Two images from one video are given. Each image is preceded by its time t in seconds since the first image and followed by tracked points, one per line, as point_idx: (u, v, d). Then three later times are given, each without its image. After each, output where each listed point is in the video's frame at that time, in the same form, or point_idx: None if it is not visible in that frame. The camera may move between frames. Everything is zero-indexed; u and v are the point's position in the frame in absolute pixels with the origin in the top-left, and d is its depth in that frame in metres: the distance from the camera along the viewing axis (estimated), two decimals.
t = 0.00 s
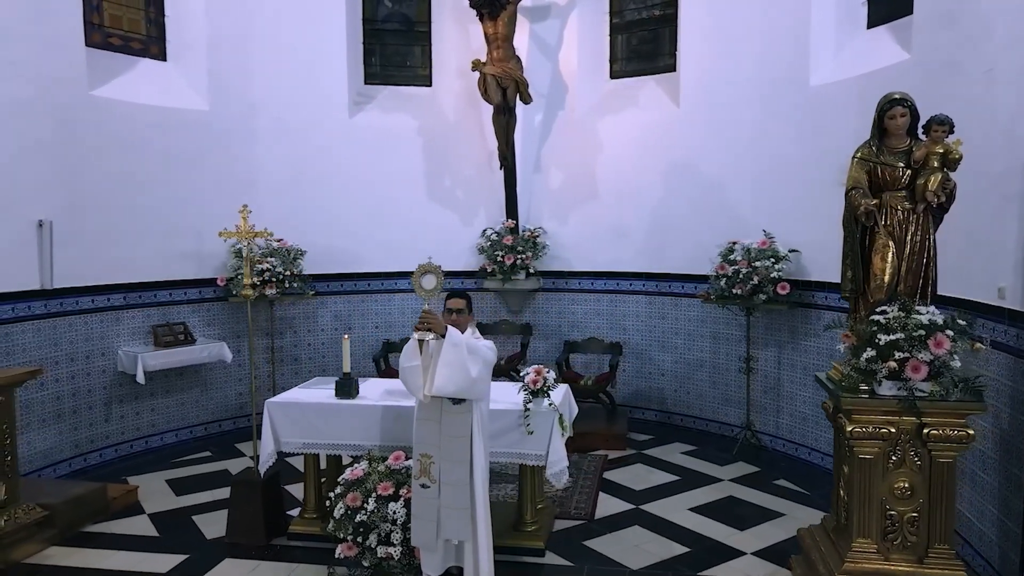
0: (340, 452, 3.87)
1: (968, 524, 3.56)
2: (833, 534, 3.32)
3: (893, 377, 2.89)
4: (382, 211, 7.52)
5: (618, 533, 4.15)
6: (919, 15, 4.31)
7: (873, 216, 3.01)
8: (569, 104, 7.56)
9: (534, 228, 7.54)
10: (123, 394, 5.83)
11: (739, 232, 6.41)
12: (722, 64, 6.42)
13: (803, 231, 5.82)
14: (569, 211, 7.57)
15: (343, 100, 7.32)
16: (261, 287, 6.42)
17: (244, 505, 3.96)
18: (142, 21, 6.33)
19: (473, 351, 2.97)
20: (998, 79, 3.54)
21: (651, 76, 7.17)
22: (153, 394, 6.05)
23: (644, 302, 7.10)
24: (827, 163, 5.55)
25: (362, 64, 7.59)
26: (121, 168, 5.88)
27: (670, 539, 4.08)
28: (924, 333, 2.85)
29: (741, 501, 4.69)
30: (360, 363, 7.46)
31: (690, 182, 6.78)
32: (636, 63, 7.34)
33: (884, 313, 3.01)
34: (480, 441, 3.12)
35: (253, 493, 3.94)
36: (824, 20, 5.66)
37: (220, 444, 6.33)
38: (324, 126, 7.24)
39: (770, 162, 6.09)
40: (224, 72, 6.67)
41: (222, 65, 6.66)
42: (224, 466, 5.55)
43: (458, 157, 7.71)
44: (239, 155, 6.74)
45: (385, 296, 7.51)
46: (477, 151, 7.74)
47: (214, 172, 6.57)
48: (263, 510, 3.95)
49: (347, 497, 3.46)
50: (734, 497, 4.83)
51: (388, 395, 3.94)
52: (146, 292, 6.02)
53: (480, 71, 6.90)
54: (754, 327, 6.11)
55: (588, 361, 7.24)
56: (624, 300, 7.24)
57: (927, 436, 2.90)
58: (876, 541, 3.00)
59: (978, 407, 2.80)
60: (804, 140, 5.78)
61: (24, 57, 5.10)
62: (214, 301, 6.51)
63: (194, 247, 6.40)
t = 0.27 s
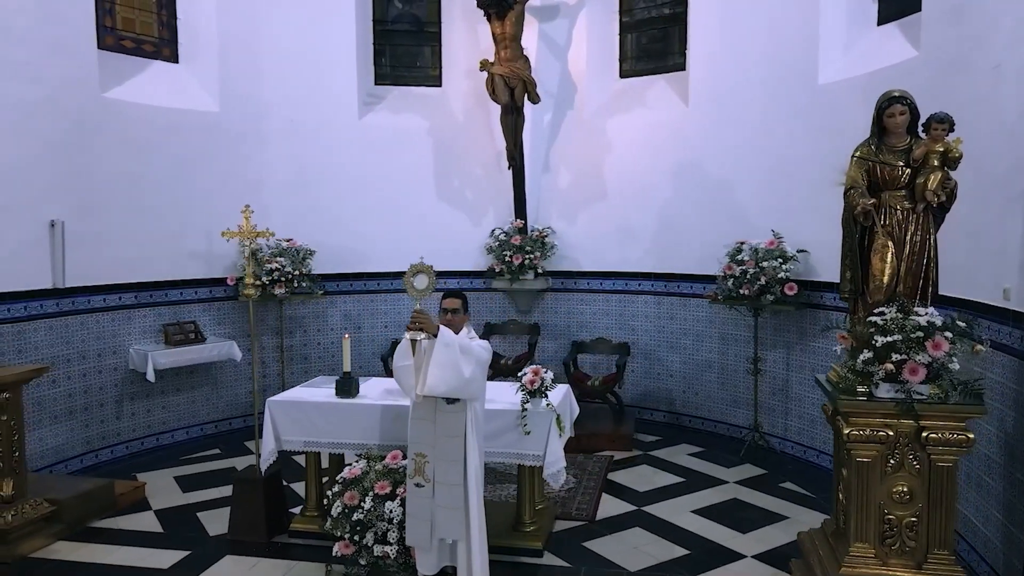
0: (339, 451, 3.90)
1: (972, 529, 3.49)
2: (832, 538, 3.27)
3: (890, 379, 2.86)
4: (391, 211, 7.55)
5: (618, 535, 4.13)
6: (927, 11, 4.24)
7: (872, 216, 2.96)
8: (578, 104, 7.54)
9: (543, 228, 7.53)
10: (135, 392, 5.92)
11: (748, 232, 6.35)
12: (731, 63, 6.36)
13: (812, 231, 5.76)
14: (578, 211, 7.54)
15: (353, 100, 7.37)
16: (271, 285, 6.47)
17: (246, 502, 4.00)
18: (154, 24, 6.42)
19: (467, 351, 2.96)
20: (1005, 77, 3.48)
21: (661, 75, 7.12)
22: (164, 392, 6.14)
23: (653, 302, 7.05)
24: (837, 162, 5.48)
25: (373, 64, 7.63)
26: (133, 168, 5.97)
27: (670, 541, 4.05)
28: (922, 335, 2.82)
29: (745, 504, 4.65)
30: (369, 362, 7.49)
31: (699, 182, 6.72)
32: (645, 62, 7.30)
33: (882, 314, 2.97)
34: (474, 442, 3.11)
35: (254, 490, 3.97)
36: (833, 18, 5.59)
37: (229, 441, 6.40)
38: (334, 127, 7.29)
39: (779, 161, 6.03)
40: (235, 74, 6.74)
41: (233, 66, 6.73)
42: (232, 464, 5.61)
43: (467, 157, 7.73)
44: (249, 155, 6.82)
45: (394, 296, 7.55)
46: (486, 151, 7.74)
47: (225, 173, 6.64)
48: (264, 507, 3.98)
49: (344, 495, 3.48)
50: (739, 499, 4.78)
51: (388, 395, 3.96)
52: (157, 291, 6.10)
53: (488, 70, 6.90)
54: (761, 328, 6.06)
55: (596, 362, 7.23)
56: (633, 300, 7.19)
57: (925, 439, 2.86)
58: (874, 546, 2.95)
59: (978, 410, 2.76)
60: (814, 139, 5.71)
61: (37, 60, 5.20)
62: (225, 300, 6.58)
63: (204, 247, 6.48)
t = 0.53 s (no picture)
0: (340, 450, 3.92)
1: (976, 533, 3.44)
2: (831, 542, 3.24)
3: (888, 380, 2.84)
4: (398, 211, 7.58)
5: (618, 536, 4.12)
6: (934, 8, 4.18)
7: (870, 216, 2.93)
8: (585, 103, 7.52)
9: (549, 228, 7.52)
10: (143, 390, 5.98)
11: (755, 231, 6.30)
12: (739, 62, 6.32)
13: (819, 231, 5.70)
14: (585, 211, 7.52)
15: (361, 101, 7.40)
16: (278, 285, 6.50)
17: (247, 501, 4.03)
18: (164, 26, 6.49)
19: (461, 352, 2.97)
20: (1012, 74, 3.42)
21: (668, 74, 7.08)
22: (172, 390, 6.20)
23: (659, 302, 7.01)
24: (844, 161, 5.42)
25: (380, 65, 7.66)
26: (142, 169, 6.04)
27: (670, 542, 4.03)
28: (920, 337, 2.79)
29: (747, 506, 4.61)
30: (376, 362, 7.52)
31: (706, 181, 6.68)
32: (653, 61, 7.26)
33: (880, 315, 2.95)
34: (470, 442, 3.12)
35: (255, 488, 4.00)
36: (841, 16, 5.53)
37: (237, 439, 6.45)
38: (342, 127, 7.33)
39: (787, 160, 5.98)
40: (244, 75, 6.80)
41: (242, 68, 6.79)
42: (237, 462, 5.66)
43: (474, 157, 7.73)
44: (258, 155, 6.87)
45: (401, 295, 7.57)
46: (494, 151, 7.74)
47: (233, 174, 6.70)
48: (265, 505, 4.01)
49: (343, 494, 3.50)
50: (742, 501, 4.75)
51: (388, 395, 3.97)
52: (166, 290, 6.17)
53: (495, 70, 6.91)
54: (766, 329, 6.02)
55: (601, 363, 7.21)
56: (640, 300, 7.16)
57: (924, 442, 2.83)
58: (872, 549, 2.91)
59: (977, 412, 2.72)
60: (821, 138, 5.65)
61: (47, 62, 5.28)
62: (233, 300, 6.63)
63: (213, 247, 6.54)
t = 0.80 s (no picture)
0: (339, 449, 3.94)
1: (981, 539, 3.38)
2: (830, 546, 3.20)
3: (885, 383, 2.80)
4: (407, 211, 7.60)
5: (617, 538, 4.10)
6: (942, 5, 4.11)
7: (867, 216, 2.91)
8: (594, 103, 7.50)
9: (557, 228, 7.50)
10: (153, 388, 6.06)
11: (763, 232, 6.24)
12: (747, 61, 6.26)
13: (827, 231, 5.64)
14: (593, 211, 7.50)
15: (370, 103, 7.44)
16: (286, 285, 6.54)
17: (249, 499, 4.06)
18: (175, 29, 6.57)
19: (454, 352, 2.99)
20: (1018, 73, 3.36)
21: (677, 74, 7.04)
22: (182, 389, 6.27)
23: (667, 304, 6.96)
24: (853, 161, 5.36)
25: (390, 66, 7.69)
26: (152, 170, 6.12)
27: (670, 545, 4.00)
28: (918, 339, 2.76)
29: (751, 509, 4.57)
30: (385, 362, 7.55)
31: (714, 181, 6.63)
32: (662, 61, 7.22)
33: (877, 317, 2.91)
34: (464, 442, 3.13)
35: (256, 487, 4.04)
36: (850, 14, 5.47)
37: (245, 438, 6.51)
38: (351, 128, 7.37)
39: (795, 160, 5.92)
40: (253, 77, 6.86)
41: (251, 70, 6.85)
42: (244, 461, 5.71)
43: (483, 157, 7.74)
44: (267, 156, 6.94)
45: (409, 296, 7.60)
46: (502, 152, 7.75)
47: (243, 175, 6.77)
48: (266, 504, 4.04)
49: (341, 493, 3.51)
50: (745, 504, 4.71)
51: (388, 395, 3.99)
52: (176, 290, 6.23)
53: (502, 71, 6.91)
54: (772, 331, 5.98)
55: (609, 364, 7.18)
56: (647, 301, 7.12)
57: (922, 446, 2.79)
58: (870, 554, 2.87)
59: (976, 416, 2.68)
60: (830, 137, 5.59)
61: (58, 66, 5.37)
62: (242, 300, 6.70)
63: (222, 247, 6.60)
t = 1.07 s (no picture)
0: (340, 448, 3.97)
1: (985, 545, 3.31)
2: (828, 551, 3.16)
3: (881, 385, 2.76)
4: (416, 212, 7.63)
5: (617, 539, 4.08)
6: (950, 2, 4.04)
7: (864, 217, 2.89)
8: (603, 103, 7.48)
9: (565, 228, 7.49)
10: (164, 387, 6.14)
11: (772, 232, 6.18)
12: (756, 60, 6.20)
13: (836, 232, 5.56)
14: (602, 211, 7.47)
15: (379, 104, 7.48)
16: (295, 285, 6.58)
17: (251, 497, 4.10)
18: (187, 31, 6.65)
19: (447, 351, 2.99)
20: None
21: (686, 73, 6.99)
22: (192, 387, 6.35)
23: (675, 304, 6.91)
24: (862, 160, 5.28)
25: (399, 67, 7.72)
26: (163, 171, 6.21)
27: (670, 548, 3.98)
28: (915, 342, 2.72)
29: (754, 513, 4.52)
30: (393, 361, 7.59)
31: (722, 181, 6.57)
32: (671, 60, 7.17)
33: (874, 318, 2.88)
34: (457, 442, 3.15)
35: (258, 485, 4.07)
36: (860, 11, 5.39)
37: (254, 436, 6.58)
38: (360, 129, 7.41)
39: (804, 160, 5.86)
40: (264, 79, 6.93)
41: (262, 72, 6.92)
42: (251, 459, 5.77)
43: (492, 158, 7.75)
44: (277, 157, 7.00)
45: (417, 296, 7.63)
46: (511, 152, 7.74)
47: (253, 175, 6.84)
48: (268, 502, 4.08)
49: (339, 492, 3.53)
50: (749, 507, 4.66)
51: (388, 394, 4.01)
52: (186, 289, 6.31)
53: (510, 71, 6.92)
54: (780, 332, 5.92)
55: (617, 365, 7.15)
56: (656, 301, 7.07)
57: (919, 450, 2.74)
58: (866, 559, 2.83)
59: (974, 421, 2.63)
60: (839, 137, 5.52)
61: (71, 69, 5.46)
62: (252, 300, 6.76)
63: (232, 248, 6.68)
